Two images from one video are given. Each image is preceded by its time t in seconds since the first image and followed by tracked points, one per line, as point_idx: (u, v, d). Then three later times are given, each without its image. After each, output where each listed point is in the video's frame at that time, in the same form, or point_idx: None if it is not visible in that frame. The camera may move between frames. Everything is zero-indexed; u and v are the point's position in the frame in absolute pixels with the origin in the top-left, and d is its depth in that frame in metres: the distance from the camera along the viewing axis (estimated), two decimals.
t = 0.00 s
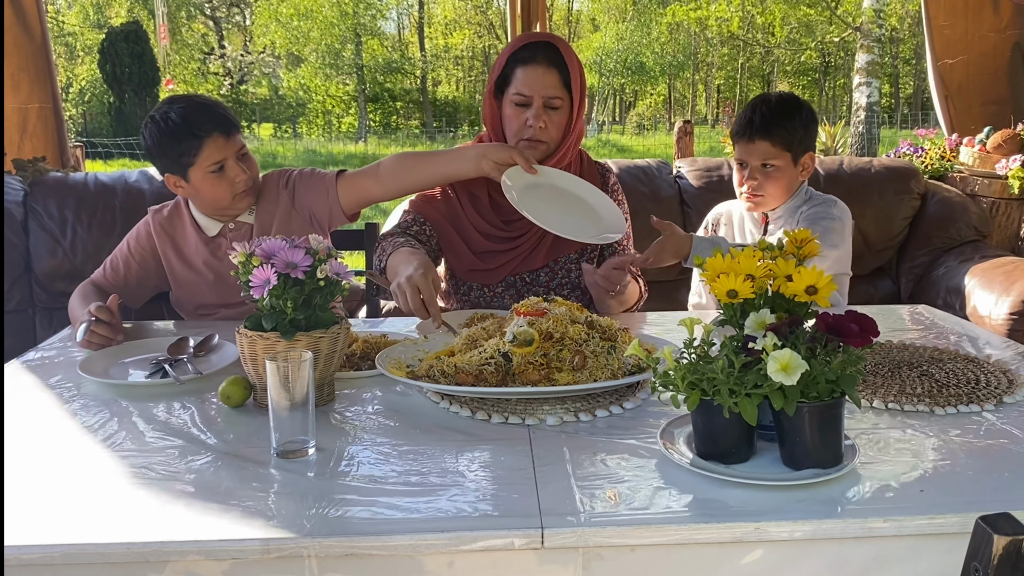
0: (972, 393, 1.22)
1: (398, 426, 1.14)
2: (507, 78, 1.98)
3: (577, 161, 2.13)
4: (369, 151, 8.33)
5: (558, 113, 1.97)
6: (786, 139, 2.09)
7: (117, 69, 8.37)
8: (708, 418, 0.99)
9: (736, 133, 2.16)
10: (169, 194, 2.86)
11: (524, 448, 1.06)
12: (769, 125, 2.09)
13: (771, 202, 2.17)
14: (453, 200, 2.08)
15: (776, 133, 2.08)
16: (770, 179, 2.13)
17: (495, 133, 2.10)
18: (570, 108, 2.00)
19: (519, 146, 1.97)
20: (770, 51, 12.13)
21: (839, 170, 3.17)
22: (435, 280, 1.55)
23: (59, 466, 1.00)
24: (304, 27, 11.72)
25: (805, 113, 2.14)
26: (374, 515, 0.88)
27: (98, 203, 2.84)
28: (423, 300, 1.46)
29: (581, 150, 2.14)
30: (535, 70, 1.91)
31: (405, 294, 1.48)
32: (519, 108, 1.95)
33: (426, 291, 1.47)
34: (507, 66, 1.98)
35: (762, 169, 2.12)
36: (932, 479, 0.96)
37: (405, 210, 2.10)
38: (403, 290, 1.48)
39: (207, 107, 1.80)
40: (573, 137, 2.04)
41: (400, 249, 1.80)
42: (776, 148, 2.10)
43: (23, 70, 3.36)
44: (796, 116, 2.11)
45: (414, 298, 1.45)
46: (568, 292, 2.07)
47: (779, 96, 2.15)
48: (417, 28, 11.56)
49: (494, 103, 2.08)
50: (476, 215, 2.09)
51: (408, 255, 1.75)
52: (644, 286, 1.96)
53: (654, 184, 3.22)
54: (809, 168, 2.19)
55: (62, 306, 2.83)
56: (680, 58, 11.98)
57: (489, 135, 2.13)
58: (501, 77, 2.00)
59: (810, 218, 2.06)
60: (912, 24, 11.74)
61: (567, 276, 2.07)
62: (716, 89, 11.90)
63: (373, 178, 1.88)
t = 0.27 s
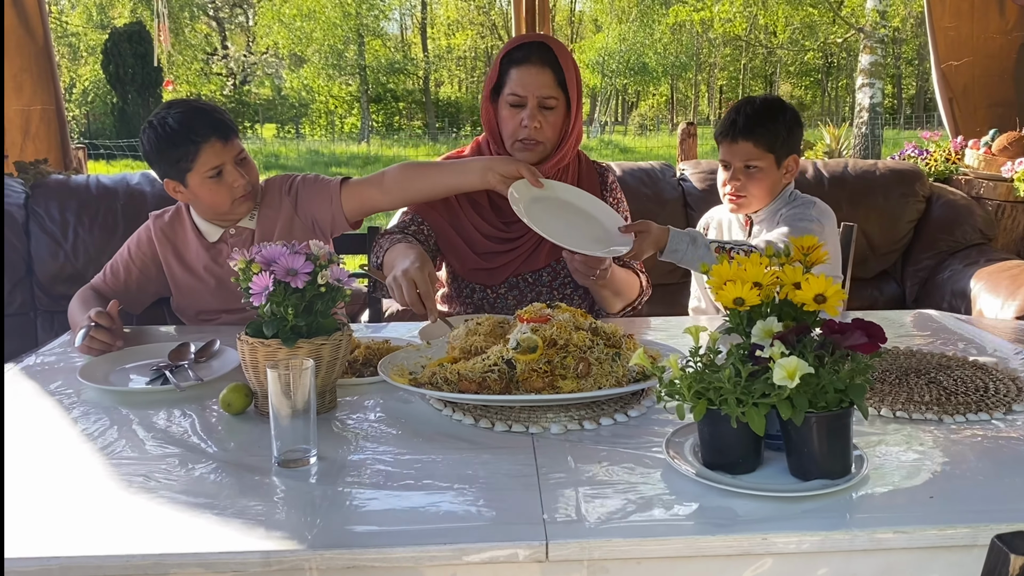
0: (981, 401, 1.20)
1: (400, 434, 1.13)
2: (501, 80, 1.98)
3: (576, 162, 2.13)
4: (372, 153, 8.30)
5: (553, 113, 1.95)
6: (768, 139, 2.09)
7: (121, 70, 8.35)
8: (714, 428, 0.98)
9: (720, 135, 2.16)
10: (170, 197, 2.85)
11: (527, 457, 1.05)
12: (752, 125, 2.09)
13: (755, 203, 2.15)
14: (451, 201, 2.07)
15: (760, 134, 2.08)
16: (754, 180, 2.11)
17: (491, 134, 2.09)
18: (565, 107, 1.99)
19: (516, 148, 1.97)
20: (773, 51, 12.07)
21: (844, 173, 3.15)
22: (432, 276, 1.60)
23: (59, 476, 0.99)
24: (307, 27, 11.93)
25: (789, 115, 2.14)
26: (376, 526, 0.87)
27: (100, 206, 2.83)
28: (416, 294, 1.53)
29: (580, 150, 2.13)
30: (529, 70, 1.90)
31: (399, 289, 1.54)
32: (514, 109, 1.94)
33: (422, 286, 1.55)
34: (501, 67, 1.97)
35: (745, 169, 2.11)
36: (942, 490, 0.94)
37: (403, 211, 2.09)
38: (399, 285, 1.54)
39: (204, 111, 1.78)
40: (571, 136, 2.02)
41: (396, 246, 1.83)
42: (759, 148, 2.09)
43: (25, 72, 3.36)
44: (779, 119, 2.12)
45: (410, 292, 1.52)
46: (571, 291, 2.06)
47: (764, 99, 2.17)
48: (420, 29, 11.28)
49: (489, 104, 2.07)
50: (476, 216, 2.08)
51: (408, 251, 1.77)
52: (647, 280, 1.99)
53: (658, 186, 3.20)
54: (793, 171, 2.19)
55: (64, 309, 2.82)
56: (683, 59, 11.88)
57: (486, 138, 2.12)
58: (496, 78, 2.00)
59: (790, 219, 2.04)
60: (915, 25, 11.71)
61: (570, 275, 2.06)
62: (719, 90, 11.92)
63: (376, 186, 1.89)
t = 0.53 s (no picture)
0: (999, 409, 1.17)
1: (403, 442, 1.10)
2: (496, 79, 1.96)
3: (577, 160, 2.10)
4: (375, 151, 8.26)
5: (547, 108, 1.92)
6: (770, 139, 2.05)
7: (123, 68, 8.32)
8: (726, 439, 0.95)
9: (721, 136, 2.13)
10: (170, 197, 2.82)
11: (533, 467, 1.02)
12: (754, 124, 2.05)
13: (760, 203, 2.11)
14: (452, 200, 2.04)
15: (762, 134, 2.04)
16: (757, 180, 2.08)
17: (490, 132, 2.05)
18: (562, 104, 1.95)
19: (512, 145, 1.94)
20: (776, 50, 12.01)
21: (852, 173, 3.12)
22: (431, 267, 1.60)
23: (48, 486, 0.96)
24: (310, 25, 11.87)
25: (792, 115, 2.11)
26: (376, 540, 0.83)
27: (98, 206, 2.80)
28: (415, 285, 1.54)
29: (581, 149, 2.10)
30: (522, 67, 1.88)
31: (397, 279, 1.55)
32: (508, 106, 1.91)
33: (420, 277, 1.55)
34: (496, 65, 1.94)
35: (747, 170, 2.08)
36: (963, 503, 0.91)
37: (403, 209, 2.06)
38: (397, 275, 1.55)
39: (193, 110, 1.72)
40: (571, 134, 1.99)
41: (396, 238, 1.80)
42: (762, 148, 2.05)
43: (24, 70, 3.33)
44: (782, 119, 2.08)
45: (409, 283, 1.53)
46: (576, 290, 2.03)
47: (765, 97, 2.13)
48: (422, 27, 11.52)
49: (486, 103, 2.04)
50: (478, 216, 2.05)
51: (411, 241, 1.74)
52: (654, 281, 1.96)
53: (663, 186, 3.17)
54: (797, 170, 2.14)
55: (62, 310, 2.80)
56: (686, 59, 11.88)
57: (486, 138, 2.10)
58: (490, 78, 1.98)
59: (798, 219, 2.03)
60: (919, 24, 11.66)
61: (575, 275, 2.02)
62: (721, 89, 11.89)
63: (379, 192, 1.88)
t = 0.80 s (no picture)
0: None
1: (402, 459, 1.05)
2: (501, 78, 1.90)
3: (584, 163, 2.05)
4: (377, 149, 8.16)
5: (554, 109, 1.87)
6: (790, 141, 2.00)
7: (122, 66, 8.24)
8: (744, 460, 0.90)
9: (737, 139, 2.06)
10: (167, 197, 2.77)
11: (539, 484, 0.97)
12: (774, 126, 2.00)
13: (781, 207, 2.08)
14: (457, 202, 1.98)
15: (782, 136, 1.99)
16: (778, 183, 2.04)
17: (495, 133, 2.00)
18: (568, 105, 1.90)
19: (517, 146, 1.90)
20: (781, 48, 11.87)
21: (862, 174, 3.06)
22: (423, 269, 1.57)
23: (28, 501, 0.91)
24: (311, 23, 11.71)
25: (808, 116, 2.06)
26: (374, 564, 0.79)
27: (94, 207, 2.76)
28: (408, 288, 1.48)
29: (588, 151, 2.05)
30: (529, 66, 1.83)
31: (389, 281, 1.50)
32: (514, 106, 1.87)
33: (414, 281, 1.50)
34: (501, 64, 1.89)
35: (768, 173, 2.03)
36: (994, 527, 0.86)
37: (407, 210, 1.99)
38: (389, 278, 1.50)
39: (183, 112, 1.69)
40: (578, 136, 1.95)
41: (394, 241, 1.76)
42: (782, 151, 2.00)
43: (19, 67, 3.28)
44: (800, 119, 2.04)
45: (401, 286, 1.48)
46: (583, 295, 1.97)
47: (779, 97, 2.08)
48: (425, 21, 10.26)
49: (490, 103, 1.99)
50: (484, 219, 2.00)
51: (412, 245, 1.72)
52: (665, 288, 1.88)
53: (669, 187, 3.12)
54: (814, 171, 2.12)
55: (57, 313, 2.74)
56: (689, 56, 11.32)
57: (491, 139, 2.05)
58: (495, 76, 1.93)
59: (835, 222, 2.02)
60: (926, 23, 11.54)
61: (582, 278, 1.97)
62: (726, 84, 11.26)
63: (370, 187, 1.78)
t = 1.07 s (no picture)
0: None
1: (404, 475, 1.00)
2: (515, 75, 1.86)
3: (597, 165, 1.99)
4: (378, 144, 8.05)
5: (567, 110, 1.83)
6: (822, 141, 1.95)
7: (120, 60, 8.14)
8: (768, 482, 0.84)
9: (766, 138, 2.01)
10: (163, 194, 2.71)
11: (548, 503, 0.92)
12: (805, 125, 1.94)
13: (810, 208, 2.04)
14: (463, 202, 1.93)
15: (813, 136, 1.94)
16: (809, 185, 1.99)
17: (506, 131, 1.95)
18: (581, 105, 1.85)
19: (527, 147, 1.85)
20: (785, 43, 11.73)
21: (874, 172, 3.00)
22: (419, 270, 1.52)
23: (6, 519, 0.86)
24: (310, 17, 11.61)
25: (842, 114, 2.00)
26: None
27: (88, 205, 2.70)
28: (403, 292, 1.43)
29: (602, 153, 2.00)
30: (542, 64, 1.78)
31: (385, 285, 1.45)
32: (525, 105, 1.82)
33: (409, 284, 1.45)
34: (515, 61, 1.85)
35: (799, 174, 1.98)
36: None
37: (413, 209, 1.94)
38: (385, 281, 1.45)
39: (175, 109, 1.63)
40: (591, 137, 1.89)
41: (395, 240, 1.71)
42: (814, 150, 1.95)
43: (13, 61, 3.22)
44: (831, 118, 1.98)
45: (397, 289, 1.43)
46: (590, 303, 1.92)
47: (812, 94, 2.02)
48: (427, 19, 10.04)
49: (503, 101, 1.94)
50: (492, 221, 1.95)
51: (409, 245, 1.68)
52: (674, 303, 1.81)
53: (676, 186, 3.07)
54: (846, 171, 2.07)
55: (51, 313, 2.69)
56: (691, 51, 11.15)
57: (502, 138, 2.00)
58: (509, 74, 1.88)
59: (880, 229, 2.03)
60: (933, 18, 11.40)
61: (590, 285, 1.91)
62: (727, 81, 11.07)
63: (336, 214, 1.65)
